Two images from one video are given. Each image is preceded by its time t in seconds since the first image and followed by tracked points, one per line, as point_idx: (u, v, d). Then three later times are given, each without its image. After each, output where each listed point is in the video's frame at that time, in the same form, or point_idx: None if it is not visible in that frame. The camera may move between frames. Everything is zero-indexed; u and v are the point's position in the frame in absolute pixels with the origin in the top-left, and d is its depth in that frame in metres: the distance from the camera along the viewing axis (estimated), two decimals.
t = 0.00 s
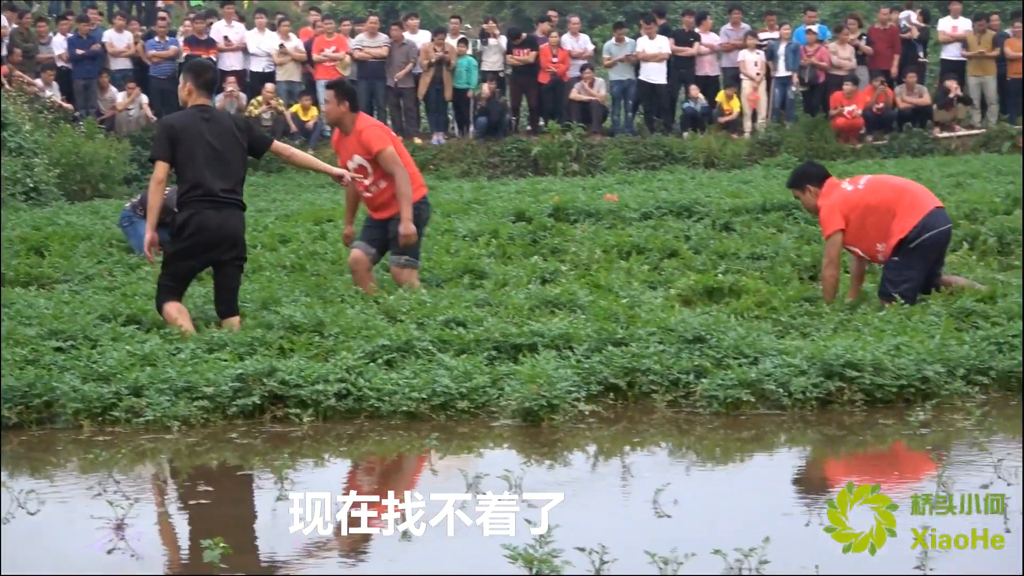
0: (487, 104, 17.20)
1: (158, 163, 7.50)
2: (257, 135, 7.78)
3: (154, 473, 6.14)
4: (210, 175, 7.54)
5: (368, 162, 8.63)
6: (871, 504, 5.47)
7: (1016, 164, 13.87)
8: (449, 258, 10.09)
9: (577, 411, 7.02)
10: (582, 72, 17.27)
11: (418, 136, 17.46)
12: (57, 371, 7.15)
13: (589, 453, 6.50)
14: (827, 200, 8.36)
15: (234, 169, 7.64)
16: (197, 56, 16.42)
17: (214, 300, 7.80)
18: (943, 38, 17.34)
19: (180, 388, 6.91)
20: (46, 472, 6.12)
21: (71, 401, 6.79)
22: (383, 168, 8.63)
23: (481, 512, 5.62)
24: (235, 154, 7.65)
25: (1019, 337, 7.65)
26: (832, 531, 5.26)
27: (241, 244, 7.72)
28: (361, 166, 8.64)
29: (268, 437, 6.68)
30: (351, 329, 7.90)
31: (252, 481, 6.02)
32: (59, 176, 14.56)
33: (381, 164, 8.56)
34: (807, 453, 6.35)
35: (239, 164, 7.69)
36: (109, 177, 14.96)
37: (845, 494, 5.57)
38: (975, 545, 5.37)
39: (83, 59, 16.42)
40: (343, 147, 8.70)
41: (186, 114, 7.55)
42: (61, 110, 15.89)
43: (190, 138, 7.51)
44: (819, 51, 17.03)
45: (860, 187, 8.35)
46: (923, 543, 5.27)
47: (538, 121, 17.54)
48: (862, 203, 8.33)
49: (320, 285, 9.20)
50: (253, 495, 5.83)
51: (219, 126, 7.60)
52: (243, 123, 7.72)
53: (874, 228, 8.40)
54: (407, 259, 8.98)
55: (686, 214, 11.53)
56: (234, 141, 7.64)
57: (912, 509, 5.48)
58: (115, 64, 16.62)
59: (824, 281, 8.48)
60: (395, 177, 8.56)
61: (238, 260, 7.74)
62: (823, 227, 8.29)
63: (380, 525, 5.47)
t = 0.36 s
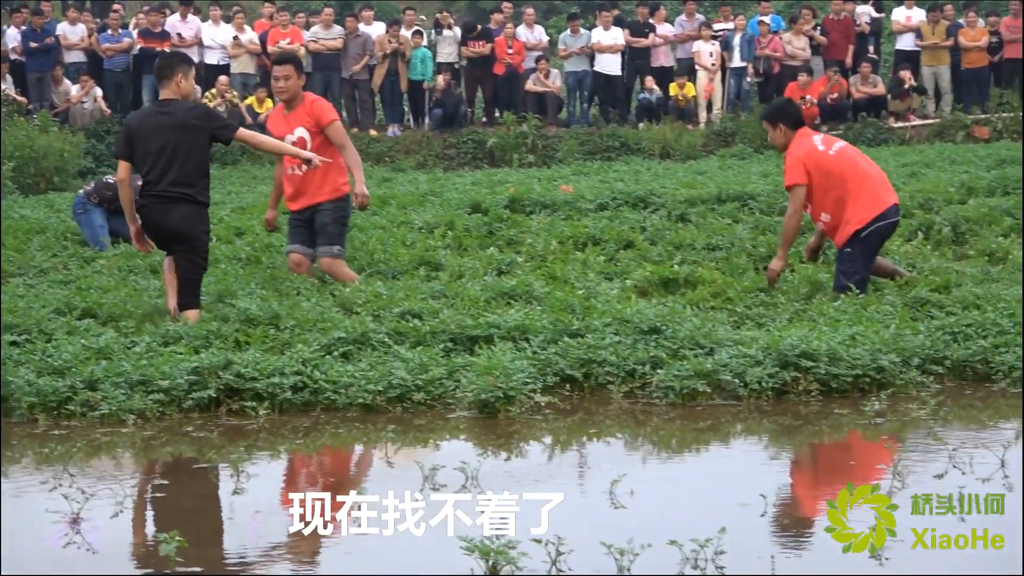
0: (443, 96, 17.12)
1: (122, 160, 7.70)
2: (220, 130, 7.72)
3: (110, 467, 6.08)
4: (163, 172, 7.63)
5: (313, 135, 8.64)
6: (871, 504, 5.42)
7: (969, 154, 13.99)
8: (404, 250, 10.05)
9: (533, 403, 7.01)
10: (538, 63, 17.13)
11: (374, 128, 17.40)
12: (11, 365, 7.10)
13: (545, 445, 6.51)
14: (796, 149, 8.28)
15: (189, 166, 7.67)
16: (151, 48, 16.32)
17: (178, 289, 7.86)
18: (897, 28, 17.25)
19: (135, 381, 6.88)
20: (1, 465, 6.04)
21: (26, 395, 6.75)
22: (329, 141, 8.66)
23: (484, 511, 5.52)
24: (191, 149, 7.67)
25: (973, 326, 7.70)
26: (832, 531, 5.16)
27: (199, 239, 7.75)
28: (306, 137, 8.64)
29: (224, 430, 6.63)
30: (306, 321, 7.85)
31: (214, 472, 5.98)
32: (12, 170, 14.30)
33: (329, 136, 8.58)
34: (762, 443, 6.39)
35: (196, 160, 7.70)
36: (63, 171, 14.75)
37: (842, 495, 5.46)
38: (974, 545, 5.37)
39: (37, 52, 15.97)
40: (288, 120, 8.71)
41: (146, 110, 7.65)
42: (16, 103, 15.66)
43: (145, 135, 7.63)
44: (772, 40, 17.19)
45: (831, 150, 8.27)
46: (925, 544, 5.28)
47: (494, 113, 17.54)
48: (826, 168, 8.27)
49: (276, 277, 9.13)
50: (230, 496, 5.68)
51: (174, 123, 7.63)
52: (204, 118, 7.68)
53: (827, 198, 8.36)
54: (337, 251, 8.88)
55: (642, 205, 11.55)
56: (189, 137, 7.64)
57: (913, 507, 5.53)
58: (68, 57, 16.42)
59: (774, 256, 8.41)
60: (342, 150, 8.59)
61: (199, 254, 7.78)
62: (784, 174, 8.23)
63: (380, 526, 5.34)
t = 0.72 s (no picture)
0: (402, 88, 17.06)
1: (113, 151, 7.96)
2: (207, 127, 7.88)
3: (70, 461, 6.03)
4: (142, 162, 7.83)
5: (275, 123, 8.70)
6: (871, 505, 5.34)
7: (928, 144, 14.10)
8: (364, 242, 10.00)
9: (494, 395, 6.99)
10: (497, 55, 17.18)
11: (334, 120, 17.33)
12: None
13: (506, 437, 6.49)
14: (776, 111, 8.07)
15: (168, 159, 7.84)
16: (109, 41, 16.17)
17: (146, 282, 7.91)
18: (856, 19, 17.02)
19: (95, 375, 6.84)
20: None
21: None
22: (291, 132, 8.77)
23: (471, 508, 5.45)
24: (173, 144, 7.84)
25: (933, 316, 7.75)
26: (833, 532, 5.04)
27: (170, 233, 7.86)
28: (269, 123, 8.64)
29: (184, 424, 6.59)
30: (266, 315, 7.80)
31: (174, 467, 5.91)
32: None
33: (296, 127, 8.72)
34: (723, 435, 6.41)
35: (178, 154, 7.88)
36: (21, 164, 14.55)
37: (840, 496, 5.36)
38: (973, 545, 5.24)
39: None
40: (247, 106, 8.66)
41: (139, 104, 7.90)
42: None
43: (133, 127, 7.86)
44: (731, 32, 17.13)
45: (807, 129, 8.07)
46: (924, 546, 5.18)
47: (453, 105, 17.51)
48: (799, 145, 8.07)
49: (236, 270, 9.06)
50: (201, 495, 5.55)
51: (162, 118, 7.83)
52: (191, 114, 7.86)
53: (787, 175, 8.18)
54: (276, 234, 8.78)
55: (602, 197, 11.57)
56: (173, 131, 7.84)
57: (913, 508, 5.48)
58: (27, 50, 16.00)
59: (738, 219, 8.17)
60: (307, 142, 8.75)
61: (169, 248, 7.87)
62: (756, 133, 8.02)
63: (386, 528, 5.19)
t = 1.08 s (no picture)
0: (368, 87, 16.96)
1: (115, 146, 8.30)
2: (197, 119, 8.09)
3: (33, 461, 5.97)
4: (136, 154, 8.09)
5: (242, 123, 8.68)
6: (870, 504, 5.45)
7: (892, 145, 14.20)
8: (329, 241, 9.96)
9: (458, 395, 6.97)
10: (462, 54, 17.19)
11: (300, 119, 17.26)
12: None
13: (470, 437, 6.47)
14: (756, 104, 8.07)
15: (159, 151, 8.08)
16: (74, 39, 15.93)
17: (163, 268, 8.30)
18: (821, 19, 16.97)
19: (58, 374, 6.79)
20: None
21: None
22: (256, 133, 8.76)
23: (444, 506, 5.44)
24: (163, 136, 8.07)
25: (896, 317, 7.80)
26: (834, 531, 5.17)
27: (164, 222, 8.11)
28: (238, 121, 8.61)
29: (147, 423, 6.54)
30: (231, 314, 7.73)
31: (137, 467, 5.86)
32: None
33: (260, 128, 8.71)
34: (686, 436, 6.42)
35: (170, 146, 8.11)
36: None
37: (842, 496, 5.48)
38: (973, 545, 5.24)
39: None
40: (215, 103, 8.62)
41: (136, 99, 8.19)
42: None
43: (129, 121, 8.15)
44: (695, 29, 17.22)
45: (780, 132, 8.10)
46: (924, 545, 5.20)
47: (419, 104, 17.42)
48: (770, 145, 8.09)
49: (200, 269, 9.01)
50: (171, 495, 5.50)
51: (153, 110, 8.08)
52: (182, 107, 8.08)
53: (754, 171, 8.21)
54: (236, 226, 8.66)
55: (567, 196, 11.57)
56: (164, 124, 8.07)
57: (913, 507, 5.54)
58: None
59: (723, 210, 8.00)
60: (268, 144, 8.60)
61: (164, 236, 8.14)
62: (734, 125, 8.00)
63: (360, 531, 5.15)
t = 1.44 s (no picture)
0: (331, 107, 16.83)
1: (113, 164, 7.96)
2: (192, 134, 7.73)
3: None
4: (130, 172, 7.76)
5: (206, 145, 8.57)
6: (870, 505, 5.61)
7: (854, 165, 14.30)
8: (292, 262, 9.91)
9: (421, 417, 6.93)
10: (426, 73, 17.12)
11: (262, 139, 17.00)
12: None
13: (433, 458, 6.43)
14: (721, 126, 8.11)
15: (153, 168, 7.73)
16: (36, 59, 15.89)
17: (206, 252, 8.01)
18: (784, 40, 17.40)
19: (19, 396, 6.76)
20: None
21: None
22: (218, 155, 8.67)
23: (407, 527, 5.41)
24: (156, 153, 7.73)
25: (858, 337, 7.84)
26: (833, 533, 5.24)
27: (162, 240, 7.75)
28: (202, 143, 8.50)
29: (108, 445, 6.52)
30: (193, 335, 7.67)
31: (94, 490, 5.80)
32: None
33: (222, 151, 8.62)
34: (649, 457, 6.41)
35: (164, 162, 7.76)
36: None
37: (842, 494, 5.65)
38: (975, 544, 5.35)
39: None
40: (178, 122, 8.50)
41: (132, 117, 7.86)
42: None
43: (126, 138, 7.83)
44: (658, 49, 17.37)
45: (741, 156, 8.10)
46: (925, 543, 5.23)
47: (382, 123, 17.37)
48: (729, 168, 8.10)
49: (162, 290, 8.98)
50: (129, 519, 5.45)
51: (148, 126, 7.73)
52: (175, 123, 7.72)
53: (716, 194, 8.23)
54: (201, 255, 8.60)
55: (530, 216, 11.57)
56: (156, 140, 7.71)
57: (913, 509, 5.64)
58: None
59: (685, 230, 8.05)
60: (229, 164, 8.54)
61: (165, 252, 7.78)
62: (694, 146, 8.06)
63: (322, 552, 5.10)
